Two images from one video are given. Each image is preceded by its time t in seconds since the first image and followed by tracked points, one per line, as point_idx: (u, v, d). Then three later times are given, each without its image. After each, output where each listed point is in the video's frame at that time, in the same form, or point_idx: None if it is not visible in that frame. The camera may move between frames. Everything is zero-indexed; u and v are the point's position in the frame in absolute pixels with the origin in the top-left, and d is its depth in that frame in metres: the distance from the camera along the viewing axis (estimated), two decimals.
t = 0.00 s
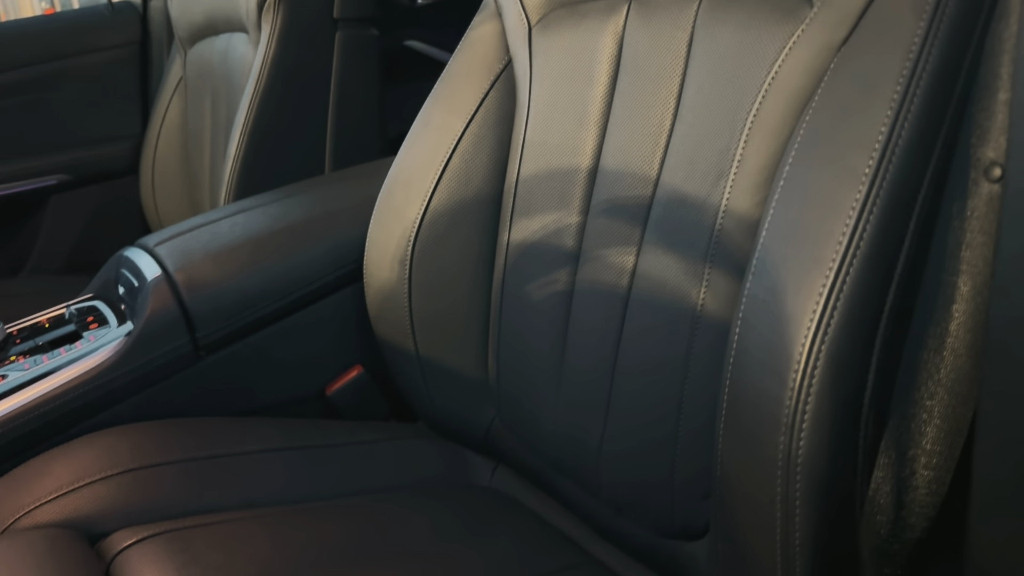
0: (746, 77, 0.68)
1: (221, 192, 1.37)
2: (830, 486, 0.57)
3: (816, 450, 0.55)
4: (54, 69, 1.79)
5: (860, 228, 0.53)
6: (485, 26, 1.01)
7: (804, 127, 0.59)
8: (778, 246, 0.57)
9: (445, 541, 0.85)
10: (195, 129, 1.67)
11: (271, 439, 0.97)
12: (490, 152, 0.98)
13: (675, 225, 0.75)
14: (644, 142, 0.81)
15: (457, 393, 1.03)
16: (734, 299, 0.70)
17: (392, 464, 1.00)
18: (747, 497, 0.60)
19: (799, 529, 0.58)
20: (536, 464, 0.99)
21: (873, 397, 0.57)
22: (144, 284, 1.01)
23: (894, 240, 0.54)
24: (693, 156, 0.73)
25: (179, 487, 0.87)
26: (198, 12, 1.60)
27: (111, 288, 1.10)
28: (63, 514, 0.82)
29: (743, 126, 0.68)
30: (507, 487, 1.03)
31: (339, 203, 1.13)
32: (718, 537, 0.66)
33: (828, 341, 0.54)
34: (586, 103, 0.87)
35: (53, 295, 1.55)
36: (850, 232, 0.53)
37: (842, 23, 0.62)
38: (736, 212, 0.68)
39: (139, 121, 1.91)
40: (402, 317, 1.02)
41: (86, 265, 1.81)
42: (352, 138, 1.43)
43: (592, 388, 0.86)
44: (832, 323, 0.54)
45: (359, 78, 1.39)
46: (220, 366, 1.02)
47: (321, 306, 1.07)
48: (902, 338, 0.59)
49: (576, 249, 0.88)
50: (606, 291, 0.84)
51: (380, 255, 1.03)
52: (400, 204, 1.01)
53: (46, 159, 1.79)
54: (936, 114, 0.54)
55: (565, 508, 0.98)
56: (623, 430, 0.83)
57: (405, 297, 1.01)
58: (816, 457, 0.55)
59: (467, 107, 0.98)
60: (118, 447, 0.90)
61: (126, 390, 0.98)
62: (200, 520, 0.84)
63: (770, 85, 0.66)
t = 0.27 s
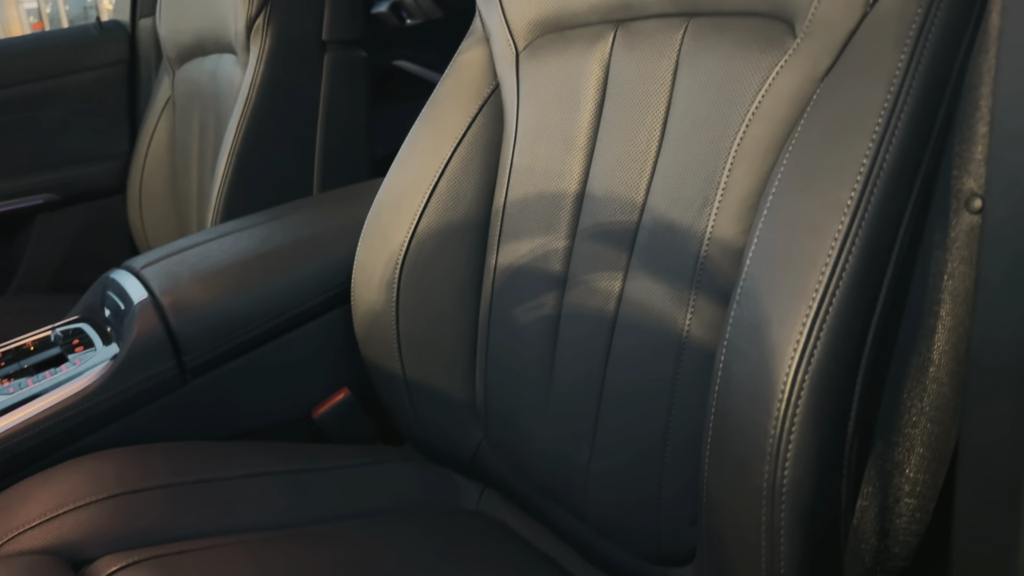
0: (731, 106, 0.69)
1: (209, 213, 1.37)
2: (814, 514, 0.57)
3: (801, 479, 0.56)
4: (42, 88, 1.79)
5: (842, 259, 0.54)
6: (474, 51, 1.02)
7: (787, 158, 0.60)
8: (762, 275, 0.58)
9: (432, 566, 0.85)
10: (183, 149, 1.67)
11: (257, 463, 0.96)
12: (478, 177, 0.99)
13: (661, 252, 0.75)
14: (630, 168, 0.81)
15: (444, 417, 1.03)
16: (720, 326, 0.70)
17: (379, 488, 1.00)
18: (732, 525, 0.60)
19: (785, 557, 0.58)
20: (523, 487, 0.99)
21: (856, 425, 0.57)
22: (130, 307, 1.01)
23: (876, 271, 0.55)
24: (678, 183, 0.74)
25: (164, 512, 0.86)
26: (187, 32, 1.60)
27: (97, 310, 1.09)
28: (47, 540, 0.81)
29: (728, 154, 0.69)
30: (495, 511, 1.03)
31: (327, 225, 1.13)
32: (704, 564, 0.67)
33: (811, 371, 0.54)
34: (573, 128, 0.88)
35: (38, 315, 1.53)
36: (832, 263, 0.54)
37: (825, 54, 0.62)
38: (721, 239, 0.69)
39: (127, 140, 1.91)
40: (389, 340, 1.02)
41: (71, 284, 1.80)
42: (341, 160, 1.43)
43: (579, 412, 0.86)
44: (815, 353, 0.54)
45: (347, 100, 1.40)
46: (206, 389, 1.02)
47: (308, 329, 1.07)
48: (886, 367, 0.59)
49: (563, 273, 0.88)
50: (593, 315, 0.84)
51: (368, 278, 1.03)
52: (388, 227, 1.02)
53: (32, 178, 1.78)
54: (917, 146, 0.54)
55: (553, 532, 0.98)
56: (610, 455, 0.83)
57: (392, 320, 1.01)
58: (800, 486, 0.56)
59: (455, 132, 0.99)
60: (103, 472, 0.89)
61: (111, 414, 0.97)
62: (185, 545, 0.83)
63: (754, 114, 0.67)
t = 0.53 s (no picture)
0: (717, 135, 0.70)
1: (196, 234, 1.37)
2: (800, 545, 0.57)
3: (787, 511, 0.56)
4: (30, 108, 1.79)
5: (827, 290, 0.54)
6: (462, 76, 1.02)
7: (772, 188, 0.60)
8: (748, 305, 0.58)
9: None
10: (170, 169, 1.67)
11: (243, 489, 0.96)
12: (466, 201, 0.99)
13: (648, 279, 0.75)
14: (617, 194, 0.82)
15: (431, 442, 1.03)
16: (706, 354, 0.70)
17: (366, 513, 0.99)
18: (719, 555, 0.60)
19: None
20: (510, 513, 0.99)
21: (842, 455, 0.57)
22: (116, 331, 1.00)
23: (860, 302, 0.55)
24: (665, 211, 0.74)
25: (150, 539, 0.86)
26: (175, 53, 1.60)
27: (82, 333, 1.09)
28: (31, 568, 0.80)
29: (713, 183, 0.70)
30: (482, 536, 1.02)
31: (314, 248, 1.13)
32: None
33: (797, 402, 0.54)
34: (560, 154, 0.88)
35: (22, 337, 1.52)
36: (817, 294, 0.54)
37: (808, 85, 0.62)
38: (706, 267, 0.69)
39: (113, 159, 1.90)
40: (376, 364, 1.02)
41: (57, 305, 1.79)
42: (328, 182, 1.44)
43: (566, 438, 0.86)
44: (800, 384, 0.54)
45: (336, 124, 1.41)
46: (192, 414, 1.01)
47: (295, 353, 1.07)
48: (870, 397, 0.59)
49: (551, 298, 0.89)
50: (580, 340, 0.84)
51: (355, 302, 1.03)
52: (375, 251, 1.01)
53: (19, 198, 1.77)
54: (900, 179, 0.55)
55: (540, 558, 0.97)
56: (597, 481, 0.83)
57: (379, 345, 1.01)
58: (786, 517, 0.56)
59: (443, 156, 0.99)
60: (88, 498, 0.88)
61: (96, 440, 0.96)
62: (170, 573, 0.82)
63: (739, 144, 0.67)
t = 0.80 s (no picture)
0: (704, 165, 0.70)
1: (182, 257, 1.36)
2: None
3: (775, 545, 0.56)
4: (17, 129, 1.79)
5: (813, 324, 0.54)
6: (450, 101, 1.03)
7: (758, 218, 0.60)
8: (735, 337, 0.58)
9: None
10: (157, 191, 1.66)
11: (227, 518, 0.95)
12: (454, 226, 0.99)
13: (636, 307, 0.75)
14: (605, 221, 0.82)
15: (418, 468, 1.02)
16: (694, 384, 0.70)
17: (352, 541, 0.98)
18: None
19: None
20: (498, 540, 0.98)
21: (830, 488, 0.57)
22: (100, 357, 0.99)
23: (847, 334, 0.55)
24: (652, 239, 0.74)
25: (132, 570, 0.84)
26: (162, 75, 1.60)
27: (66, 359, 1.08)
28: None
29: (700, 212, 0.70)
30: (469, 564, 1.01)
31: (301, 273, 1.13)
32: None
33: (785, 436, 0.54)
34: (548, 180, 0.88)
35: (5, 362, 1.49)
36: (803, 327, 0.54)
37: (794, 116, 0.62)
38: (694, 296, 0.69)
39: (99, 180, 1.89)
40: (363, 390, 1.01)
41: (41, 327, 1.78)
42: (315, 205, 1.44)
43: (555, 465, 0.86)
44: (788, 419, 0.54)
45: (323, 147, 1.42)
46: (177, 441, 1.00)
47: (282, 378, 1.06)
48: (858, 429, 0.60)
49: (539, 324, 0.88)
50: (568, 367, 0.84)
51: (342, 327, 1.02)
52: (363, 275, 1.01)
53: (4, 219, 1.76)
54: (886, 212, 0.55)
55: None
56: (586, 510, 0.83)
57: (366, 370, 1.00)
58: (775, 552, 0.56)
59: (431, 181, 0.99)
60: (69, 529, 0.87)
61: (81, 468, 0.95)
62: None
63: (725, 174, 0.68)
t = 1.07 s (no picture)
0: (693, 195, 0.70)
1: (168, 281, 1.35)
2: None
3: None
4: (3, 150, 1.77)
5: (803, 358, 0.54)
6: (438, 127, 1.02)
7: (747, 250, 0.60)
8: (725, 371, 0.58)
9: None
10: (144, 214, 1.65)
11: (213, 548, 0.93)
12: (443, 252, 0.98)
13: (624, 336, 0.75)
14: (593, 249, 0.82)
15: (407, 496, 1.01)
16: (684, 415, 0.71)
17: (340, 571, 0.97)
18: None
19: None
20: (487, 569, 0.97)
21: (820, 523, 0.57)
22: (85, 386, 0.98)
23: (836, 369, 0.55)
24: (640, 268, 0.74)
25: None
26: (150, 97, 1.59)
27: (51, 386, 1.06)
28: None
29: (688, 242, 0.70)
30: None
31: (287, 299, 1.13)
32: None
33: (775, 471, 0.54)
34: (537, 207, 0.88)
35: None
36: (793, 362, 0.54)
37: (781, 149, 0.63)
38: (683, 326, 0.69)
39: (86, 201, 1.88)
40: (351, 417, 1.00)
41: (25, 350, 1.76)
42: (303, 228, 1.44)
43: (544, 494, 0.86)
44: (778, 454, 0.54)
45: (311, 172, 1.42)
46: (162, 470, 0.99)
47: (269, 405, 1.06)
48: (848, 462, 0.60)
49: (528, 352, 0.88)
50: (557, 396, 0.84)
51: (330, 353, 1.01)
52: (351, 301, 1.00)
53: None
54: (874, 246, 0.55)
55: None
56: (576, 538, 0.83)
57: (354, 397, 1.00)
58: None
59: (419, 207, 0.99)
60: (51, 563, 0.85)
61: (63, 499, 0.93)
62: None
63: (713, 205, 0.68)
